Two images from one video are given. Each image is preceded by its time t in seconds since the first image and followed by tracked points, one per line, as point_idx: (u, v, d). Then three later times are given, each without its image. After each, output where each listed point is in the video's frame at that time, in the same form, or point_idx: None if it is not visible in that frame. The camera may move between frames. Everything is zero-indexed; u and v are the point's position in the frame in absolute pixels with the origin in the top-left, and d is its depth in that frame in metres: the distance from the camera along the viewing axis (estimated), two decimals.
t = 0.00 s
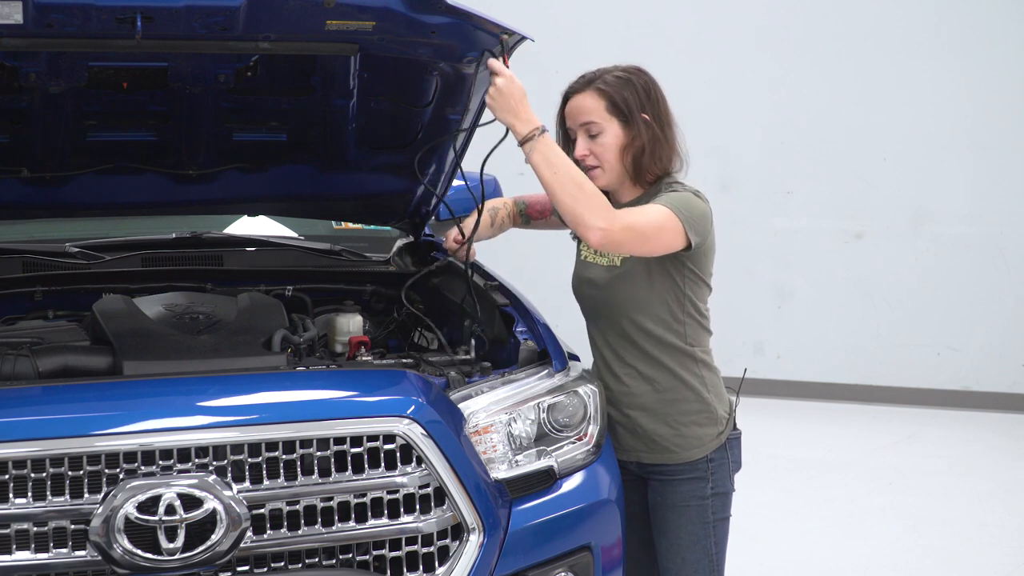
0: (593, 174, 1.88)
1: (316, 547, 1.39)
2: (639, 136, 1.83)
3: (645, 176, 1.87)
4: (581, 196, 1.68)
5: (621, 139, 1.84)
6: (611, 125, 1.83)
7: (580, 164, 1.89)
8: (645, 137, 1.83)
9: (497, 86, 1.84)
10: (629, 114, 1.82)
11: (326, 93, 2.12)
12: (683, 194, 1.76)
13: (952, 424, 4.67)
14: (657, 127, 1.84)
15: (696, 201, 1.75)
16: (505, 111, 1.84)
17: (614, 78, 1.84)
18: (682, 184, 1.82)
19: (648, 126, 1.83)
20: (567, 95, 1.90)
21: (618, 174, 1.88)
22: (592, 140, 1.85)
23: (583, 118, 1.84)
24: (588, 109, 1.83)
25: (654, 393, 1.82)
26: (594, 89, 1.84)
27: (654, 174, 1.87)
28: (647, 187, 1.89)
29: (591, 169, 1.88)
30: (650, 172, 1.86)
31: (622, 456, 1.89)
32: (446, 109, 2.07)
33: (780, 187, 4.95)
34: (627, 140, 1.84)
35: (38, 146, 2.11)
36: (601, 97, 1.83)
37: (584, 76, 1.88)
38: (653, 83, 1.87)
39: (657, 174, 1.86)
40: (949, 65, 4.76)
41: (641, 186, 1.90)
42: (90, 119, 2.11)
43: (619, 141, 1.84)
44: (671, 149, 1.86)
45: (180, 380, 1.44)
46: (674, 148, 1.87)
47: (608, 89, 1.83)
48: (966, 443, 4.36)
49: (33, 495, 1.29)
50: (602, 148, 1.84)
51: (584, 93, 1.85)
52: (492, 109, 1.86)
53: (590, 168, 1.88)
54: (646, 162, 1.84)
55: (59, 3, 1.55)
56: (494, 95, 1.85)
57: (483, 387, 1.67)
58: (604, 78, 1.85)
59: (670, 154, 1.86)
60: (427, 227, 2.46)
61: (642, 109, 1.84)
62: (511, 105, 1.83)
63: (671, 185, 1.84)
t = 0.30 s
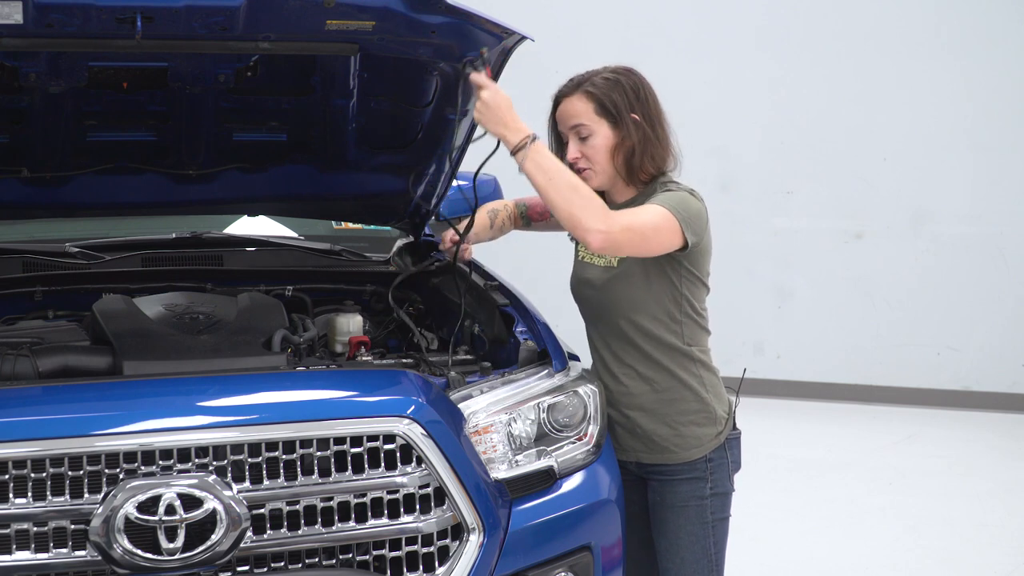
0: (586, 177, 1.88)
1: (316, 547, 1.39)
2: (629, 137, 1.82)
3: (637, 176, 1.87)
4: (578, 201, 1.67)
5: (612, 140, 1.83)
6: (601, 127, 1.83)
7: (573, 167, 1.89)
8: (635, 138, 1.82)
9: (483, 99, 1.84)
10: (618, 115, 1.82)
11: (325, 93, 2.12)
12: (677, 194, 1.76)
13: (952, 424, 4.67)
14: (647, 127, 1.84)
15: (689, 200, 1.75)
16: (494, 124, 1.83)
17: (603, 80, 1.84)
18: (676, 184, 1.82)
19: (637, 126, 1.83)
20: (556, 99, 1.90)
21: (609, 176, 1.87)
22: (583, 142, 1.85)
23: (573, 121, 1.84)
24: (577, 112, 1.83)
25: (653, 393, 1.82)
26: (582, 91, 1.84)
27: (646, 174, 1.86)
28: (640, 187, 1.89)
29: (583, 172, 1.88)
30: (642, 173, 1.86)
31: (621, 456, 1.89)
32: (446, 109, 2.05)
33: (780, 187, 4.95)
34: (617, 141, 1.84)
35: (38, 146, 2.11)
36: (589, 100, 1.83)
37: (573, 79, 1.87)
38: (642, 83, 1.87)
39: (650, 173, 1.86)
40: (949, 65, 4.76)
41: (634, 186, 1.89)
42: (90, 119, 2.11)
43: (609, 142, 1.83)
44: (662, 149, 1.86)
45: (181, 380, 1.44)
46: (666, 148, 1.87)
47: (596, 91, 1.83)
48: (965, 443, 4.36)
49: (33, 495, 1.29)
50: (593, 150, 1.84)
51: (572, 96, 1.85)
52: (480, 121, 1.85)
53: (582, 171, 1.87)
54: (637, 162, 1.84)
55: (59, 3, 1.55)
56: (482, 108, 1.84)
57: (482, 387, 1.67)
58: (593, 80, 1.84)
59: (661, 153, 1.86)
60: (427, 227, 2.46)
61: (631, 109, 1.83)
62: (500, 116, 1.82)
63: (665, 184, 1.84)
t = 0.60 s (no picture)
0: (579, 179, 1.87)
1: (316, 547, 1.39)
2: (622, 137, 1.82)
3: (631, 176, 1.87)
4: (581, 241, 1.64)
5: (605, 141, 1.83)
6: (594, 127, 1.83)
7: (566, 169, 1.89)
8: (628, 138, 1.82)
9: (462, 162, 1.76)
10: (611, 116, 1.82)
11: (326, 93, 2.12)
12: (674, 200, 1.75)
13: (952, 424, 4.67)
14: (640, 127, 1.84)
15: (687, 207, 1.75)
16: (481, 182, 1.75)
17: (596, 80, 1.84)
18: (675, 188, 1.81)
19: (630, 126, 1.83)
20: (549, 100, 1.90)
21: (603, 178, 1.87)
22: (576, 143, 1.84)
23: (566, 122, 1.83)
24: (570, 112, 1.83)
25: (653, 394, 1.82)
26: (575, 91, 1.84)
27: (640, 174, 1.86)
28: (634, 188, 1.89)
29: (577, 173, 1.87)
30: (637, 174, 1.86)
31: (622, 456, 1.89)
32: (446, 109, 2.06)
33: (780, 187, 4.95)
34: (610, 141, 1.84)
35: (38, 146, 2.11)
36: (582, 100, 1.83)
37: (567, 79, 1.88)
38: (635, 84, 1.87)
39: (645, 174, 1.86)
40: (949, 65, 4.76)
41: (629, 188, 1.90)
42: (90, 119, 2.11)
43: (603, 143, 1.83)
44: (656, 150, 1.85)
45: (181, 381, 1.44)
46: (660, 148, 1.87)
47: (589, 91, 1.83)
48: (965, 443, 4.36)
49: (33, 495, 1.29)
50: (586, 152, 1.84)
51: (565, 98, 1.85)
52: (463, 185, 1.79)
53: (576, 172, 1.87)
54: (631, 162, 1.84)
55: (59, 3, 1.55)
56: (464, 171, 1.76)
57: (483, 386, 1.67)
58: (585, 81, 1.84)
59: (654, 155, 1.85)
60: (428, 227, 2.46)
61: (624, 110, 1.83)
62: (483, 177, 1.75)
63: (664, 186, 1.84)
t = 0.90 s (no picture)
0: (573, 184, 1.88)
1: (316, 547, 1.39)
2: (614, 142, 1.82)
3: (625, 181, 1.86)
4: (582, 287, 1.65)
5: (597, 145, 1.83)
6: (585, 132, 1.83)
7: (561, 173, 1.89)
8: (619, 142, 1.82)
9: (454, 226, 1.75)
10: (602, 121, 1.82)
11: (326, 93, 2.12)
12: (670, 207, 1.75)
13: (952, 424, 4.67)
14: (632, 131, 1.83)
15: (683, 212, 1.75)
16: (476, 243, 1.75)
17: (588, 84, 1.84)
18: (671, 192, 1.81)
19: (623, 130, 1.83)
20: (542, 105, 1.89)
21: (596, 183, 1.87)
22: (569, 148, 1.85)
23: (558, 128, 1.84)
24: (562, 118, 1.83)
25: (652, 395, 1.82)
26: (566, 96, 1.84)
27: (633, 178, 1.86)
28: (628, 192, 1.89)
29: (572, 177, 1.88)
30: (630, 178, 1.86)
31: (621, 456, 1.89)
32: (446, 109, 2.06)
33: (780, 187, 4.95)
34: (602, 146, 1.83)
35: (38, 146, 2.11)
36: (573, 105, 1.83)
37: (559, 82, 1.87)
38: (628, 87, 1.86)
39: (638, 177, 1.86)
40: (949, 65, 4.76)
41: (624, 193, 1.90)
42: (91, 119, 2.11)
43: (595, 147, 1.83)
44: (648, 153, 1.85)
45: (181, 380, 1.44)
46: (653, 151, 1.86)
47: (581, 96, 1.82)
48: (966, 443, 4.36)
49: (33, 495, 1.29)
50: (578, 158, 1.84)
51: (557, 103, 1.85)
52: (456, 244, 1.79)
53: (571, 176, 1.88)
54: (624, 167, 1.84)
55: (59, 3, 1.55)
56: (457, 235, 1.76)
57: (482, 386, 1.67)
58: (577, 86, 1.84)
59: (647, 159, 1.85)
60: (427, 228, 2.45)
61: (616, 114, 1.83)
62: (476, 237, 1.75)
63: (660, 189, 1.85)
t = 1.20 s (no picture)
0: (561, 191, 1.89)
1: (316, 547, 1.39)
2: (596, 151, 1.82)
3: (612, 187, 1.86)
4: (577, 302, 1.67)
5: (580, 154, 1.83)
6: (568, 141, 1.83)
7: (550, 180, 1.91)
8: (602, 151, 1.82)
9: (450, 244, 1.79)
10: (584, 131, 1.81)
11: (326, 93, 2.12)
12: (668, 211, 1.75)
13: (952, 424, 4.67)
14: (615, 139, 1.82)
15: (680, 216, 1.75)
16: (471, 259, 1.79)
17: (572, 92, 1.83)
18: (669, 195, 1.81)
19: (605, 139, 1.82)
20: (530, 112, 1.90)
21: (583, 190, 1.88)
22: (554, 157, 1.86)
23: (543, 137, 1.85)
24: (545, 128, 1.84)
25: (651, 395, 1.82)
26: (550, 105, 1.84)
27: (620, 184, 1.85)
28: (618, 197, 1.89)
29: (560, 184, 1.89)
30: (616, 185, 1.86)
31: (622, 457, 1.89)
32: (446, 109, 2.06)
33: (780, 187, 4.95)
34: (586, 154, 1.83)
35: (38, 146, 2.11)
36: (556, 115, 1.82)
37: (545, 89, 1.87)
38: (614, 92, 1.84)
39: (625, 184, 1.85)
40: (949, 66, 4.76)
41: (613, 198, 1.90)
42: (90, 119, 2.11)
43: (578, 156, 1.83)
44: (634, 160, 1.84)
45: (181, 381, 1.44)
46: (640, 157, 1.85)
47: (563, 105, 1.82)
48: (966, 443, 4.36)
49: (33, 495, 1.29)
50: (563, 167, 1.85)
51: (542, 113, 1.85)
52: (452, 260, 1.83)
53: (559, 183, 1.89)
54: (608, 175, 1.83)
55: (59, 3, 1.55)
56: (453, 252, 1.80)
57: (483, 386, 1.67)
58: (561, 94, 1.84)
59: (632, 165, 1.84)
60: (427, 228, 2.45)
61: (598, 122, 1.82)
62: (471, 253, 1.78)
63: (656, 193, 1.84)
